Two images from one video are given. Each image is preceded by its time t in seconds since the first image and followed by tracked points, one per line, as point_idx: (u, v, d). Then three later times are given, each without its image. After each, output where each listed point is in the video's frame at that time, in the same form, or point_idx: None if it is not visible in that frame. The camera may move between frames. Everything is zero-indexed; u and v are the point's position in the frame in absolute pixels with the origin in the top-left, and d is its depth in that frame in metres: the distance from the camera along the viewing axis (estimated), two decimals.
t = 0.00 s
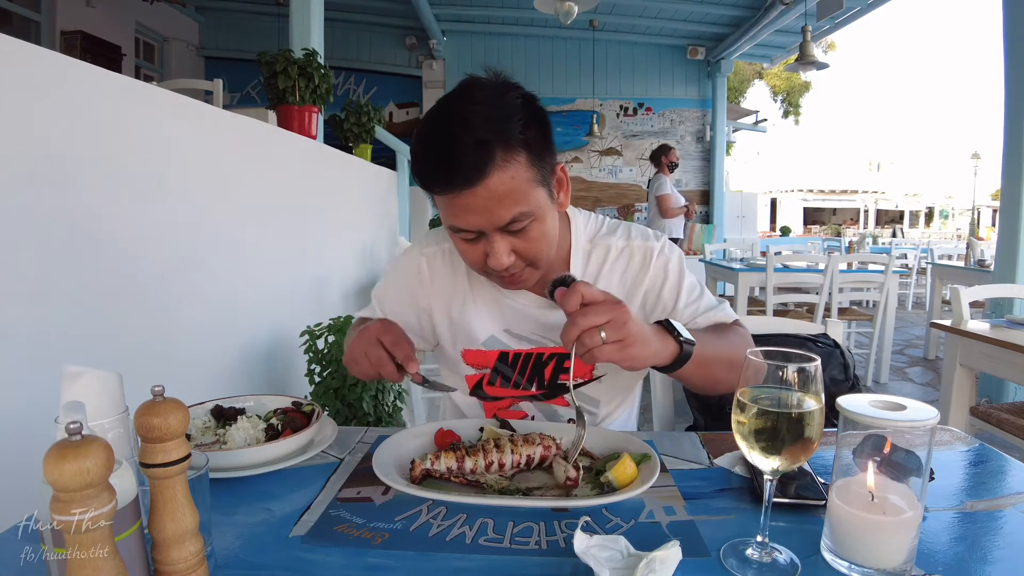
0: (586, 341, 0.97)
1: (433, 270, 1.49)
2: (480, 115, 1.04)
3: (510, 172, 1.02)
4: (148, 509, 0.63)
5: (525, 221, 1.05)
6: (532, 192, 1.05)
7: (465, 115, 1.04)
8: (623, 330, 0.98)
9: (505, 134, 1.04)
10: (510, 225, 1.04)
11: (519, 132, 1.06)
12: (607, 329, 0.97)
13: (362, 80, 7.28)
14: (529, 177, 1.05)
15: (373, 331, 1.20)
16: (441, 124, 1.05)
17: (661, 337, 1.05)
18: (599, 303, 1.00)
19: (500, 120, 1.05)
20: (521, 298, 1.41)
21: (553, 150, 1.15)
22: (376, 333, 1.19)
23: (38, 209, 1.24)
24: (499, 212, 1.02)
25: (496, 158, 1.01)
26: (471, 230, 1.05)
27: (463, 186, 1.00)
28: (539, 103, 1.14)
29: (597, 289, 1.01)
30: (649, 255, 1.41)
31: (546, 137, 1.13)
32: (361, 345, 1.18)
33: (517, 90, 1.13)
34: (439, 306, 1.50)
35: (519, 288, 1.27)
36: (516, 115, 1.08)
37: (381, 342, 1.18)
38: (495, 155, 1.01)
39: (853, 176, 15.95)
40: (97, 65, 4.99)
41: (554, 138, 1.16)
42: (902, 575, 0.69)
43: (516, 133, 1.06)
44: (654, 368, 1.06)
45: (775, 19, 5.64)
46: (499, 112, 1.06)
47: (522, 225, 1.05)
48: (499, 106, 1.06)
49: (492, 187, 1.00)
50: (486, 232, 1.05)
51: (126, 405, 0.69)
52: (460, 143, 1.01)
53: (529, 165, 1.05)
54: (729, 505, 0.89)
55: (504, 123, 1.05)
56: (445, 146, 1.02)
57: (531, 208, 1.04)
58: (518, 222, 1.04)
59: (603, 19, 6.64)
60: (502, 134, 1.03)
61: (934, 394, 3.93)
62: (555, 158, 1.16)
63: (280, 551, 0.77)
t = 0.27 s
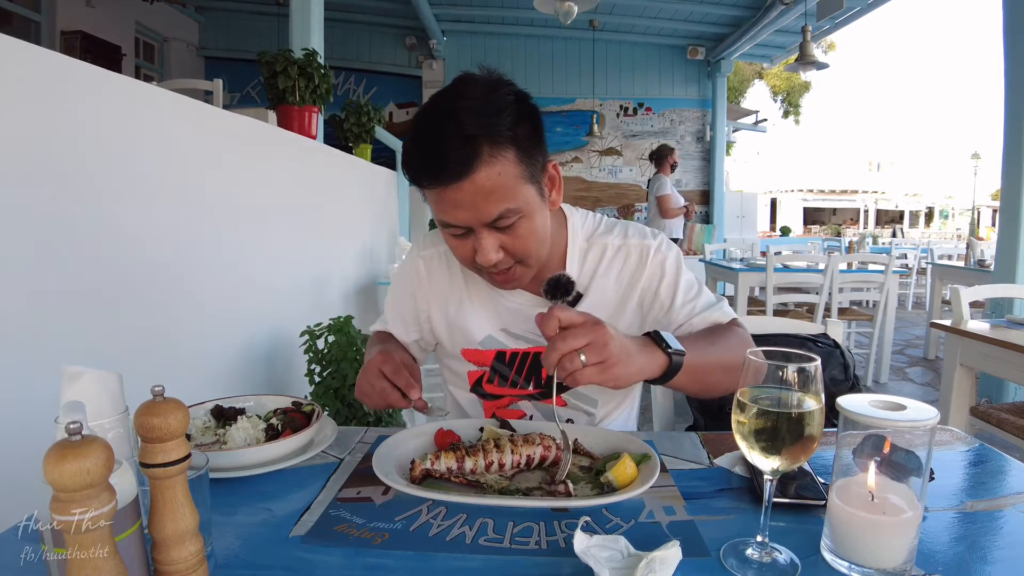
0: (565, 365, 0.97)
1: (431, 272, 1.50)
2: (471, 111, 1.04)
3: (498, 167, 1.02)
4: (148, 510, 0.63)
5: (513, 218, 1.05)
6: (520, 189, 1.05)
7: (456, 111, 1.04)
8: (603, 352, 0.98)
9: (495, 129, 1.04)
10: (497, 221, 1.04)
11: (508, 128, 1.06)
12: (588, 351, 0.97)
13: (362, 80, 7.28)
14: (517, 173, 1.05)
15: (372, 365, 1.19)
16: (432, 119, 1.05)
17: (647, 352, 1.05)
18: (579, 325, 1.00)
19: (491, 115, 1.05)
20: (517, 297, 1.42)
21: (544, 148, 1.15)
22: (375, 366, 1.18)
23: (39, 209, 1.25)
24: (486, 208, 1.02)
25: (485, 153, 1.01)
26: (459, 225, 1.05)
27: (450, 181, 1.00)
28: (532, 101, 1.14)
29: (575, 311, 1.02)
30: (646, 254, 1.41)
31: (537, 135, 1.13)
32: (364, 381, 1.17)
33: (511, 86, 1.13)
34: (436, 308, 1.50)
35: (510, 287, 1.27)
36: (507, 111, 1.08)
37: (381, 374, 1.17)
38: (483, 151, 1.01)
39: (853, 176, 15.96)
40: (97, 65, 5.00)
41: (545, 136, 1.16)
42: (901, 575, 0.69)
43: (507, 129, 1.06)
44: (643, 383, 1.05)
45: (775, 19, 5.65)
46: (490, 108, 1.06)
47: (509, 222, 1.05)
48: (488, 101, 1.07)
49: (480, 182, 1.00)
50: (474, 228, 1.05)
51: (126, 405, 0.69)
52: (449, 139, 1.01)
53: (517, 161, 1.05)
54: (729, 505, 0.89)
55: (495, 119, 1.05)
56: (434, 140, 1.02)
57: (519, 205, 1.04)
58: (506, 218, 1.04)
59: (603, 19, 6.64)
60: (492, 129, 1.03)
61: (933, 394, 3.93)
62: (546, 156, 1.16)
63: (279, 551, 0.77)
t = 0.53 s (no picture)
0: (580, 374, 0.97)
1: (428, 272, 1.50)
2: (471, 100, 1.05)
3: (495, 156, 1.02)
4: (148, 510, 0.63)
5: (509, 208, 1.05)
6: (517, 179, 1.05)
7: (456, 100, 1.04)
8: (619, 364, 0.98)
9: (495, 119, 1.04)
10: (493, 211, 1.04)
11: (508, 119, 1.06)
12: (604, 362, 0.98)
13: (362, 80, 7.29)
14: (515, 164, 1.05)
15: (368, 367, 1.18)
16: (433, 107, 1.06)
17: (656, 361, 1.05)
18: (596, 334, 1.00)
19: (491, 106, 1.05)
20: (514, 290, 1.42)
21: (543, 142, 1.15)
22: (371, 367, 1.17)
23: (39, 209, 1.25)
24: (482, 196, 1.02)
25: (483, 142, 1.01)
26: (455, 214, 1.05)
27: (447, 168, 1.00)
28: (533, 96, 1.15)
29: (595, 318, 1.02)
30: (642, 251, 1.41)
31: (536, 128, 1.13)
32: (363, 383, 1.17)
33: (513, 80, 1.13)
34: (434, 307, 1.50)
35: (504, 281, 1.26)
36: (508, 102, 1.09)
37: (379, 374, 1.16)
38: (481, 139, 1.01)
39: (852, 176, 15.96)
40: (98, 65, 5.00)
41: (544, 130, 1.16)
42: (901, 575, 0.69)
43: (506, 120, 1.06)
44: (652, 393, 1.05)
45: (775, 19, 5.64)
46: (490, 98, 1.06)
47: (505, 212, 1.05)
48: (488, 92, 1.07)
49: (477, 170, 1.01)
50: (469, 217, 1.05)
51: (126, 405, 0.69)
52: (448, 126, 1.02)
53: (515, 152, 1.05)
54: (729, 505, 0.89)
55: (495, 109, 1.05)
56: (434, 128, 1.03)
57: (515, 195, 1.04)
58: (501, 208, 1.04)
59: (603, 19, 6.64)
60: (491, 119, 1.04)
61: (933, 394, 3.93)
62: (544, 151, 1.16)
63: (279, 551, 0.77)
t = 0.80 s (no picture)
0: (632, 399, 0.95)
1: (427, 273, 1.49)
2: (467, 97, 1.06)
3: (492, 151, 1.02)
4: (148, 510, 0.63)
5: (507, 203, 1.04)
6: (515, 174, 1.05)
7: (451, 98, 1.05)
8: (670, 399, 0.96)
9: (490, 115, 1.05)
10: (491, 207, 1.04)
11: (503, 115, 1.07)
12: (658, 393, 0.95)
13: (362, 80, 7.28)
14: (512, 159, 1.05)
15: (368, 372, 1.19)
16: (428, 107, 1.07)
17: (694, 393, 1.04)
18: (664, 364, 0.96)
19: (486, 102, 1.06)
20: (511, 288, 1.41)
21: (539, 139, 1.16)
22: (371, 372, 1.18)
23: (39, 209, 1.25)
24: (481, 191, 1.02)
25: (480, 137, 1.02)
26: (454, 211, 1.05)
27: (445, 163, 1.00)
28: (527, 94, 1.16)
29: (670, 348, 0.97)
30: (640, 253, 1.42)
31: (532, 125, 1.13)
32: (363, 390, 1.17)
33: (507, 80, 1.15)
34: (433, 308, 1.49)
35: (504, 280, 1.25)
36: (503, 99, 1.09)
37: (378, 378, 1.17)
38: (478, 134, 1.02)
39: (852, 176, 15.97)
40: (97, 65, 5.00)
41: (540, 128, 1.17)
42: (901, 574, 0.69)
43: (502, 116, 1.06)
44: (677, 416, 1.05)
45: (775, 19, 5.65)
46: (485, 95, 1.07)
47: (504, 207, 1.05)
48: (482, 89, 1.08)
49: (474, 165, 1.01)
50: (468, 213, 1.04)
51: (126, 405, 0.69)
52: (445, 124, 1.02)
53: (512, 147, 1.05)
54: (729, 505, 0.89)
55: (490, 105, 1.06)
56: (430, 126, 1.04)
57: (513, 190, 1.04)
58: (500, 203, 1.04)
59: (603, 19, 6.64)
60: (487, 115, 1.04)
61: (933, 394, 3.93)
62: (540, 148, 1.17)
63: (279, 551, 0.77)
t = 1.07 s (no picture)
0: (669, 421, 1.02)
1: (424, 275, 1.49)
2: (478, 88, 1.06)
3: (504, 142, 1.02)
4: (148, 510, 0.63)
5: (518, 195, 1.04)
6: (526, 166, 1.05)
7: (463, 89, 1.06)
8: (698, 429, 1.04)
9: (502, 107, 1.05)
10: (502, 199, 1.03)
11: (515, 108, 1.08)
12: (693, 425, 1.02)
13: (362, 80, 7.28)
14: (523, 151, 1.05)
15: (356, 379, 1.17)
16: (439, 98, 1.07)
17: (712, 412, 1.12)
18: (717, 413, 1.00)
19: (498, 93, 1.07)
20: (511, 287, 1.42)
21: (547, 135, 1.16)
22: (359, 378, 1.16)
23: (39, 208, 1.25)
24: (492, 182, 1.01)
25: (492, 128, 1.02)
26: (463, 203, 1.04)
27: (457, 153, 1.00)
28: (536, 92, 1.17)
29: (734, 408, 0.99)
30: (641, 261, 1.42)
31: (541, 121, 1.14)
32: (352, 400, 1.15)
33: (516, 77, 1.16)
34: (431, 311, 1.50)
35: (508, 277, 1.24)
36: (514, 94, 1.10)
37: (366, 382, 1.15)
38: (490, 125, 1.02)
39: (852, 176, 15.97)
40: (97, 64, 5.00)
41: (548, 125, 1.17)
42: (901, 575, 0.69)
43: (513, 108, 1.07)
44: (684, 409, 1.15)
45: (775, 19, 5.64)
46: (497, 88, 1.08)
47: (514, 200, 1.04)
48: (493, 82, 1.08)
49: (486, 155, 1.01)
50: (478, 205, 1.03)
51: (126, 405, 0.69)
52: (456, 113, 1.02)
53: (523, 140, 1.06)
54: (729, 505, 0.89)
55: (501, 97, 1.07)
56: (442, 116, 1.04)
57: (524, 182, 1.04)
58: (510, 195, 1.03)
59: (603, 19, 6.64)
60: (499, 107, 1.05)
61: (933, 394, 3.93)
62: (547, 145, 1.17)
63: (279, 551, 0.77)
